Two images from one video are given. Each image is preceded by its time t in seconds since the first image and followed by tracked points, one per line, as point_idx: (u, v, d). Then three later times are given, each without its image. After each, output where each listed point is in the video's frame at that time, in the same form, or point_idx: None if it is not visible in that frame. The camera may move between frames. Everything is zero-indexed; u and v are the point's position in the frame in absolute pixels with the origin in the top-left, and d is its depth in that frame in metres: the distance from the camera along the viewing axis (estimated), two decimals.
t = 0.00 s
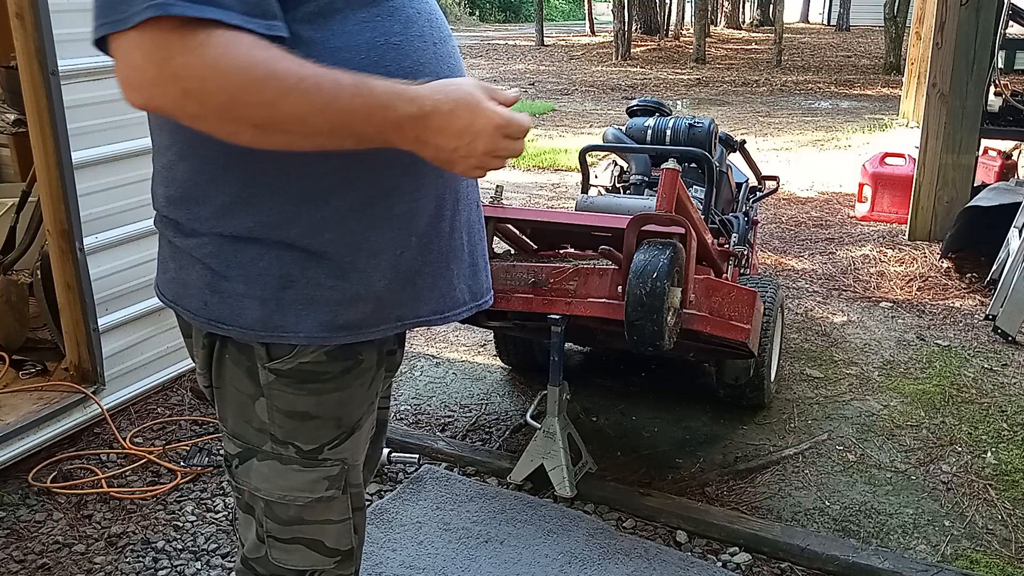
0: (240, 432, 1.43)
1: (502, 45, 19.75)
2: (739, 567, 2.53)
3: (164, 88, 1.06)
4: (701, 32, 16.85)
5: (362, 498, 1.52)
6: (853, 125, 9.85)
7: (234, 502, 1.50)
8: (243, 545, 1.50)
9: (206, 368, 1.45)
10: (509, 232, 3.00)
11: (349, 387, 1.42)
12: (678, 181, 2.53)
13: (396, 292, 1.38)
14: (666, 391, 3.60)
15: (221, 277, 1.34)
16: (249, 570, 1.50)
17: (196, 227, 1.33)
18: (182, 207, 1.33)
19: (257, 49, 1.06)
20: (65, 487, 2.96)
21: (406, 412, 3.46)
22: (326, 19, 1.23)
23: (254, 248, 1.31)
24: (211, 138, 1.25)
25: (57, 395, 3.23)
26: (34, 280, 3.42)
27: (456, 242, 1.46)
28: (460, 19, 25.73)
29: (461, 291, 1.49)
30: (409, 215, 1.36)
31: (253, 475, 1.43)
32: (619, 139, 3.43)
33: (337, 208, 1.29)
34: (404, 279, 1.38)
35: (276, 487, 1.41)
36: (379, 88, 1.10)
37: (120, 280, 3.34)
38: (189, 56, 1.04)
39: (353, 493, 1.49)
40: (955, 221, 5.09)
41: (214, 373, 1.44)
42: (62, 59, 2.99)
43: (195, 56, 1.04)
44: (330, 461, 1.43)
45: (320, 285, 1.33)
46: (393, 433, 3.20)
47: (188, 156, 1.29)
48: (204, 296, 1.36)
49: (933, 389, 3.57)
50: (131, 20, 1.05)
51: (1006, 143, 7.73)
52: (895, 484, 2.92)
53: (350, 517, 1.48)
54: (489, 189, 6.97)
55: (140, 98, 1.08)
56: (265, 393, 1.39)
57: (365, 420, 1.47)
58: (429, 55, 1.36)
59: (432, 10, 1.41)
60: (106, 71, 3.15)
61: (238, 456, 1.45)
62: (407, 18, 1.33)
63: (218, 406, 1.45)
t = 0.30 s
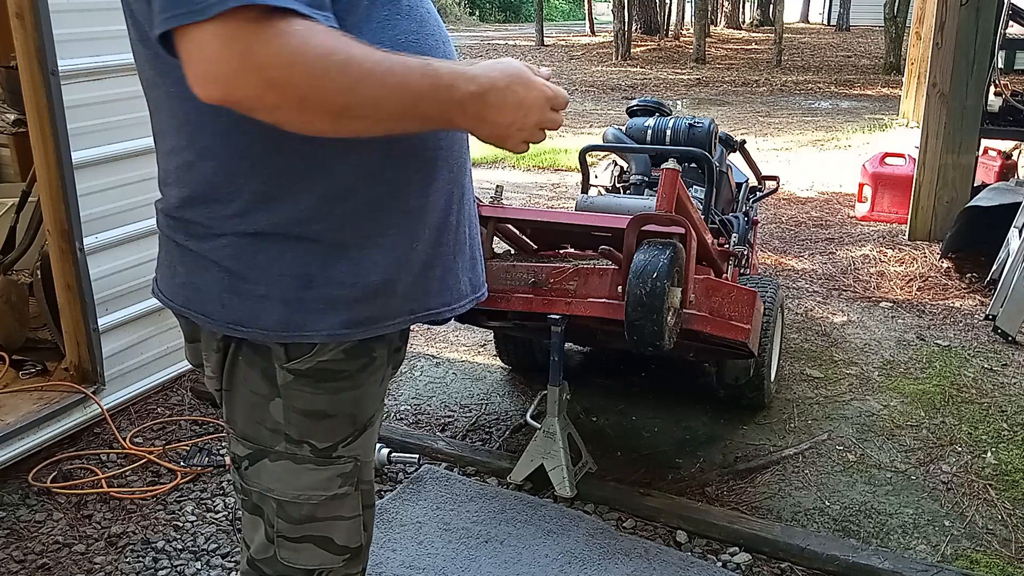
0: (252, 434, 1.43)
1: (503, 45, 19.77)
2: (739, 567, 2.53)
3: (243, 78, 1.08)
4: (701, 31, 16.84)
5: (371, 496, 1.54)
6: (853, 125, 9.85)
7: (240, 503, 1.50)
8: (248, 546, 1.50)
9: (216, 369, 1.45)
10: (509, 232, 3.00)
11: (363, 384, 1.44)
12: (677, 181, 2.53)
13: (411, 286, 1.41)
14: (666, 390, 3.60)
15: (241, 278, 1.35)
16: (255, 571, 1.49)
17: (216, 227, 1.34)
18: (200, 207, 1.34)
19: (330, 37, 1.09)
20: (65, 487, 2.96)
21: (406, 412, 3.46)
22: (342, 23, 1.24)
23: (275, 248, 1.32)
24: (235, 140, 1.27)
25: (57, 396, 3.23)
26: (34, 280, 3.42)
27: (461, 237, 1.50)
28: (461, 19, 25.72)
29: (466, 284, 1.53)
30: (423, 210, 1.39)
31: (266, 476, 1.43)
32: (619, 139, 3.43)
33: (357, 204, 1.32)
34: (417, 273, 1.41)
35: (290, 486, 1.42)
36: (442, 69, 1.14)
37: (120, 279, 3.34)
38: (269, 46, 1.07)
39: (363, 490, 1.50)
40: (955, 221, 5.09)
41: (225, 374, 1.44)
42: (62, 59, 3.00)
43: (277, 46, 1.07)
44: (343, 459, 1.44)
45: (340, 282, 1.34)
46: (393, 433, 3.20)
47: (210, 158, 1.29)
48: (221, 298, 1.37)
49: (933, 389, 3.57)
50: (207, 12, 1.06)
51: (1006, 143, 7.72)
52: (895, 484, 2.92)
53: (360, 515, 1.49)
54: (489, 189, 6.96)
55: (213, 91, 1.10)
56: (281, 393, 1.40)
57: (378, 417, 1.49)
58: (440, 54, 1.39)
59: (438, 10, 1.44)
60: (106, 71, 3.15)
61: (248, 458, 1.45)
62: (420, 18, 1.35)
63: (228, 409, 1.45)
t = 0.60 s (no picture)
0: (266, 436, 1.44)
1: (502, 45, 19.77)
2: (739, 567, 2.53)
3: (314, 66, 1.05)
4: (701, 32, 16.84)
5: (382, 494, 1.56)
6: (853, 125, 9.85)
7: (252, 506, 1.51)
8: (261, 549, 1.51)
9: (228, 373, 1.47)
10: (509, 232, 3.00)
11: (376, 382, 1.46)
12: (677, 181, 2.53)
13: (416, 282, 1.44)
14: (666, 390, 3.60)
15: (254, 278, 1.36)
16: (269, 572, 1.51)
17: (231, 225, 1.35)
18: (215, 205, 1.34)
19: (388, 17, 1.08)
20: (65, 487, 2.96)
21: (406, 412, 3.46)
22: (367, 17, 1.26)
23: (289, 248, 1.34)
24: (253, 138, 1.26)
25: (57, 396, 3.23)
26: (34, 280, 3.42)
27: (458, 232, 1.54)
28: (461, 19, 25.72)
29: (462, 278, 1.57)
30: (429, 207, 1.42)
31: (280, 477, 1.44)
32: (619, 139, 3.43)
33: (370, 202, 1.34)
34: (422, 269, 1.44)
35: (305, 487, 1.44)
36: (500, 46, 1.13)
37: (121, 279, 3.34)
38: (334, 27, 1.04)
39: (376, 488, 1.52)
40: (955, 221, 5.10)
41: (237, 378, 1.45)
42: (62, 59, 2.99)
43: (341, 26, 1.04)
44: (357, 457, 1.47)
45: (354, 280, 1.37)
46: (393, 433, 3.20)
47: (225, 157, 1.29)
48: (234, 299, 1.38)
49: (933, 389, 3.57)
50: None
51: (1006, 143, 7.72)
52: (895, 484, 2.92)
53: (372, 513, 1.51)
54: (488, 189, 6.95)
55: (283, 87, 1.07)
56: (296, 394, 1.42)
57: (389, 414, 1.52)
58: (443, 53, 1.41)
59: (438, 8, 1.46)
60: (106, 70, 3.15)
61: (262, 461, 1.46)
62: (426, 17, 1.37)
63: (241, 412, 1.46)
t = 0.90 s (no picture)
0: (269, 436, 1.45)
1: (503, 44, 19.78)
2: (739, 567, 2.53)
3: (458, 22, 1.15)
4: (701, 31, 16.84)
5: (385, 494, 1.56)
6: (853, 125, 9.85)
7: (256, 507, 1.51)
8: (265, 549, 1.51)
9: (230, 375, 1.47)
10: (509, 232, 3.00)
11: (379, 380, 1.46)
12: (677, 180, 2.53)
13: (418, 276, 1.44)
14: (666, 391, 3.60)
15: (256, 277, 1.36)
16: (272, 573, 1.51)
17: (231, 224, 1.35)
18: (217, 204, 1.34)
19: None
20: (65, 487, 2.96)
21: (406, 412, 3.46)
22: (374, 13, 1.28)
23: (291, 244, 1.34)
24: (257, 136, 1.27)
25: (57, 396, 3.23)
26: (34, 280, 3.42)
27: (458, 226, 1.54)
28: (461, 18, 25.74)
29: (462, 273, 1.57)
30: (429, 199, 1.42)
31: (284, 478, 1.45)
32: (619, 139, 3.43)
33: (371, 195, 1.34)
34: (423, 263, 1.44)
35: (308, 487, 1.44)
36: None
37: (121, 279, 3.34)
38: None
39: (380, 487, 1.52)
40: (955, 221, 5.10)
41: (240, 379, 1.46)
42: (62, 59, 2.99)
43: None
44: (360, 456, 1.47)
45: (356, 274, 1.37)
46: (393, 433, 3.20)
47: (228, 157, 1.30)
48: (236, 300, 1.38)
49: (933, 389, 3.57)
50: None
51: (1006, 143, 7.72)
52: (895, 484, 2.92)
53: (376, 513, 1.51)
54: (488, 189, 6.95)
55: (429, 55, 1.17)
56: (299, 394, 1.42)
57: (392, 412, 1.52)
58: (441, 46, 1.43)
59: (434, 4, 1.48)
60: (106, 71, 3.15)
61: (265, 462, 1.46)
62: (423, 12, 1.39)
63: (244, 413, 1.47)
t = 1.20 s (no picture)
0: (277, 435, 1.45)
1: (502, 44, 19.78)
2: (739, 567, 2.53)
3: (446, 41, 1.22)
4: (701, 31, 16.83)
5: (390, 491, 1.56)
6: (853, 125, 9.84)
7: (261, 505, 1.51)
8: (269, 547, 1.51)
9: (239, 374, 1.46)
10: (509, 232, 3.00)
11: (387, 378, 1.47)
12: (677, 181, 2.53)
13: (427, 269, 1.45)
14: (665, 390, 3.60)
15: (269, 275, 1.37)
16: (276, 571, 1.51)
17: (243, 225, 1.35)
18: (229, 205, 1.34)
19: None
20: (65, 487, 2.96)
21: (406, 412, 3.46)
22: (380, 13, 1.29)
23: (303, 241, 1.35)
24: (271, 135, 1.28)
25: (57, 395, 3.23)
26: (34, 280, 3.42)
27: (463, 220, 1.55)
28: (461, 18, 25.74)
29: (468, 266, 1.58)
30: (437, 192, 1.43)
31: (291, 476, 1.45)
32: (619, 139, 3.43)
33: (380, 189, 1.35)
34: (432, 255, 1.45)
35: (316, 484, 1.44)
36: None
37: (121, 279, 3.34)
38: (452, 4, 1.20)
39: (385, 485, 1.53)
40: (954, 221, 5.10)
41: (249, 378, 1.45)
42: (62, 59, 2.99)
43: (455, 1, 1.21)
44: (367, 453, 1.47)
45: (367, 269, 1.38)
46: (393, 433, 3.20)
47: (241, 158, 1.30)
48: (249, 299, 1.38)
49: (933, 389, 3.57)
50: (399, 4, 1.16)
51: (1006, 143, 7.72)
52: (895, 484, 2.92)
53: (381, 510, 1.51)
54: (489, 189, 6.95)
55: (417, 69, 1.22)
56: (309, 392, 1.42)
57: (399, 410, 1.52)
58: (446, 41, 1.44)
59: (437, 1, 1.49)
60: (106, 71, 3.15)
61: (272, 460, 1.46)
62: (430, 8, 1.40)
63: (252, 412, 1.46)
